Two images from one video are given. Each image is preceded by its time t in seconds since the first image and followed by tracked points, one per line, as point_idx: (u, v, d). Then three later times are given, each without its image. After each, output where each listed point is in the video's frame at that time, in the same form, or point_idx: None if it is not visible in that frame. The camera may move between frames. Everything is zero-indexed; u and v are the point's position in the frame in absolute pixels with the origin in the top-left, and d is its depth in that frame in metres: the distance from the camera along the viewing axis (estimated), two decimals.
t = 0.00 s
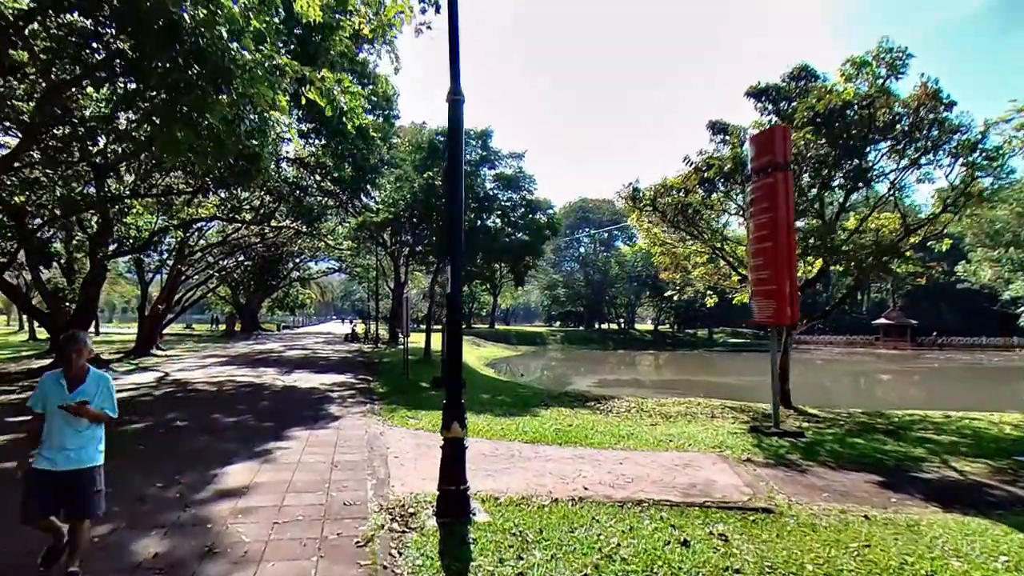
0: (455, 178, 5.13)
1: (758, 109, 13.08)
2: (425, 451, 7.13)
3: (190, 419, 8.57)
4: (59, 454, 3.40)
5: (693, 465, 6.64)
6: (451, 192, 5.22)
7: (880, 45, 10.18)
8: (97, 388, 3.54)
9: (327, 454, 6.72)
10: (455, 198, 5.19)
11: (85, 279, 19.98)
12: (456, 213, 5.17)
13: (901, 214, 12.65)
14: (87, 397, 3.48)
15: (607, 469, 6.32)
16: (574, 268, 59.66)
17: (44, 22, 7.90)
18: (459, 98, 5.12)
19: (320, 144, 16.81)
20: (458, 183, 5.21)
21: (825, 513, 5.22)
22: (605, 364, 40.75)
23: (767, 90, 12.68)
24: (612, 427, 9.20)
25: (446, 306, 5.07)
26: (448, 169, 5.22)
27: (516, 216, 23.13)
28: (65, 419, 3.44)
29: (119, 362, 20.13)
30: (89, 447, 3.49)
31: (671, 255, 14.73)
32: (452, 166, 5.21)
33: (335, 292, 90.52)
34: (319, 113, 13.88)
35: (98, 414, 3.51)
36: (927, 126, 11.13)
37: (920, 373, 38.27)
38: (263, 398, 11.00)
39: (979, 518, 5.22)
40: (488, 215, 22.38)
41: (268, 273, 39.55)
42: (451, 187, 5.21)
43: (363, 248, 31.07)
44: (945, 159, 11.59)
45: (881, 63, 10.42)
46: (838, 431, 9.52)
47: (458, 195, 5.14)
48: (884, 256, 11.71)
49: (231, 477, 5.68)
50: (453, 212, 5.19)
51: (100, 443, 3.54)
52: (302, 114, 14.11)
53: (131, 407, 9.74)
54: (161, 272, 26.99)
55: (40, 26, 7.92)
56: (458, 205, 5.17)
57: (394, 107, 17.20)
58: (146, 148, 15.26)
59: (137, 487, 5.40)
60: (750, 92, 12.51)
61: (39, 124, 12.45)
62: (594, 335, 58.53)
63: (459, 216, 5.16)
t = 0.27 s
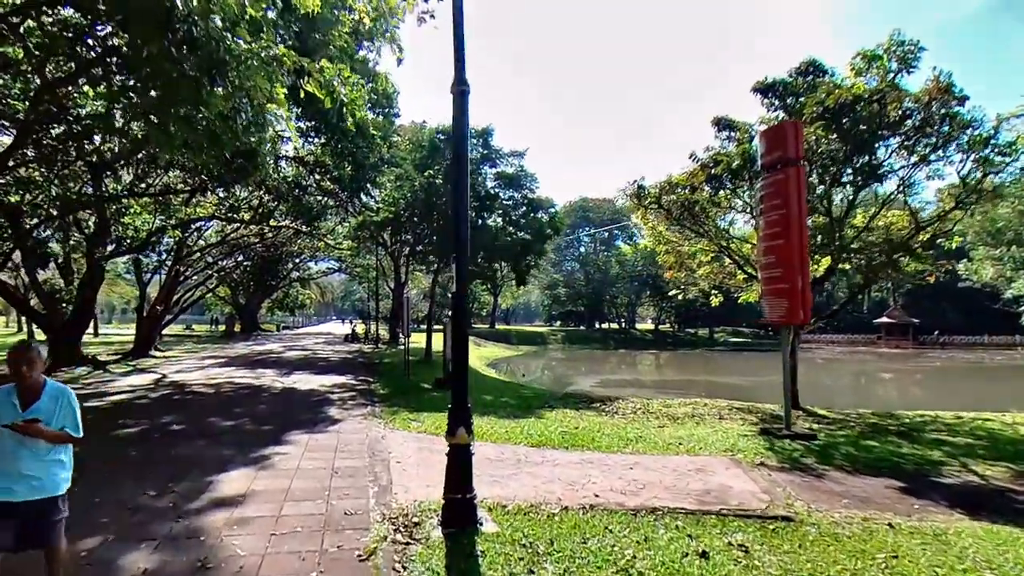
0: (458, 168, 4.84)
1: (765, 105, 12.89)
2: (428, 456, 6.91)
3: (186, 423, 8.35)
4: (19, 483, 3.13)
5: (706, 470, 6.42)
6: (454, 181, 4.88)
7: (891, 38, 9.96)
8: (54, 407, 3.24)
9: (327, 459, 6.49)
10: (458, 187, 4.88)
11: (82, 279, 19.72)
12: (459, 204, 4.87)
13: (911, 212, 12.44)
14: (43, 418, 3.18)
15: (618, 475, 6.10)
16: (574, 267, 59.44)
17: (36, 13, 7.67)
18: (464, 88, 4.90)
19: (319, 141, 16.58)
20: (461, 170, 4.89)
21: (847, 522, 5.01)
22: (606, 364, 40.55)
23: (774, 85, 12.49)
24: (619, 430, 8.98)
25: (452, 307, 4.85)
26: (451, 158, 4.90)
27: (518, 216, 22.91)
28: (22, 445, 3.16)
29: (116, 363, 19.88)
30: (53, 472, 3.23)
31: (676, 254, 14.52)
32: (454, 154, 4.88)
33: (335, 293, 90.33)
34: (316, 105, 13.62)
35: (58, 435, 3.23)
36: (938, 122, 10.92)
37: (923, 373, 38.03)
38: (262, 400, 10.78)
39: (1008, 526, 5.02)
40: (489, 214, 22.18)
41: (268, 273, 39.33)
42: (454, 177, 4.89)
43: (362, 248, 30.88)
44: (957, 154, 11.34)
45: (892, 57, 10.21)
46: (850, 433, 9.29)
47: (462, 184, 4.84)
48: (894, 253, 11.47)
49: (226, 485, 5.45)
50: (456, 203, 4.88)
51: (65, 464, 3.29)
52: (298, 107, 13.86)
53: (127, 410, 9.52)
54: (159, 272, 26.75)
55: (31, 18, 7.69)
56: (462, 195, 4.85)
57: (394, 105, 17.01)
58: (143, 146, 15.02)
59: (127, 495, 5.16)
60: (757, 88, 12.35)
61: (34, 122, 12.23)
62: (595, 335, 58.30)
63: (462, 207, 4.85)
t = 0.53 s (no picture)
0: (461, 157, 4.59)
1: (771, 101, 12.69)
2: (430, 461, 6.68)
3: (180, 426, 8.11)
4: None
5: (718, 475, 6.19)
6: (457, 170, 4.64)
7: (903, 30, 9.72)
8: None
9: (324, 464, 6.26)
10: (462, 177, 4.64)
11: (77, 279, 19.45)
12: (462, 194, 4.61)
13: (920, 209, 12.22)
14: None
15: (627, 481, 5.86)
16: (574, 267, 59.14)
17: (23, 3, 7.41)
18: (468, 75, 4.66)
19: (318, 138, 16.35)
20: (464, 158, 4.63)
21: (869, 531, 4.79)
22: (607, 364, 40.31)
23: (781, 81, 12.29)
24: (626, 432, 8.75)
25: (453, 305, 4.59)
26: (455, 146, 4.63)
27: (518, 214, 22.69)
28: None
29: (112, 365, 19.62)
30: None
31: (681, 252, 14.29)
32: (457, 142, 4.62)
33: (334, 293, 90.12)
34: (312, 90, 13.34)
35: None
36: (950, 117, 10.69)
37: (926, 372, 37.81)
38: (259, 402, 10.54)
39: None
40: (490, 213, 21.96)
41: (266, 273, 39.11)
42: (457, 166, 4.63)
43: (362, 247, 30.64)
44: (968, 148, 11.11)
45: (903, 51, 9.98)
46: (862, 436, 9.06)
47: (466, 173, 4.59)
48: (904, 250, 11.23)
49: (217, 493, 5.21)
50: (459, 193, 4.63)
51: None
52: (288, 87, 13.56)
53: (120, 412, 9.28)
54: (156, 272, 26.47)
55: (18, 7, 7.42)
56: (466, 185, 4.61)
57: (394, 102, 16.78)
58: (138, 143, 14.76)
59: (115, 505, 4.92)
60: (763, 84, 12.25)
61: (26, 118, 11.97)
62: (595, 334, 58.03)
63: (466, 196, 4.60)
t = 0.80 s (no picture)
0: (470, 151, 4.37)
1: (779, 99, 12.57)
2: (435, 466, 6.48)
3: (178, 430, 7.91)
4: None
5: (733, 482, 6.00)
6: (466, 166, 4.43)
7: (916, 24, 9.52)
8: None
9: (326, 470, 6.06)
10: (470, 171, 4.43)
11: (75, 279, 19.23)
12: (472, 189, 4.41)
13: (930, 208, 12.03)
14: None
15: (641, 489, 5.66)
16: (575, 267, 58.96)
17: None
18: (477, 66, 4.45)
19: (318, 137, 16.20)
20: (473, 153, 4.42)
21: (896, 541, 4.59)
22: (608, 364, 40.16)
23: (789, 79, 12.16)
24: (634, 436, 8.56)
25: (461, 308, 4.36)
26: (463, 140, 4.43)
27: (521, 213, 22.48)
28: None
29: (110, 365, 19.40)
30: None
31: (686, 252, 14.11)
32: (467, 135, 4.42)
33: (334, 293, 89.93)
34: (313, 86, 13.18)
35: None
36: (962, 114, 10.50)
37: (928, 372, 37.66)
38: (259, 404, 10.34)
39: None
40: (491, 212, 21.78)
41: (266, 273, 38.92)
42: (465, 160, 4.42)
43: (362, 247, 30.46)
44: (981, 145, 10.91)
45: (915, 46, 9.79)
46: (875, 439, 8.86)
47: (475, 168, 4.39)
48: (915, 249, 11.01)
49: (214, 502, 4.99)
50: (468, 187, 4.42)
51: None
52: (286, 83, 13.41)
53: (117, 415, 9.08)
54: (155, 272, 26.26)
55: None
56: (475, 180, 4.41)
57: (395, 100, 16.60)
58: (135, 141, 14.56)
59: (109, 514, 4.71)
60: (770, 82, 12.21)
61: (21, 115, 11.76)
62: (596, 334, 57.86)
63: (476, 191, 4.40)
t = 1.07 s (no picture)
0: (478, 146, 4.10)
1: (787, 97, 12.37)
2: (439, 476, 6.24)
3: (173, 436, 7.67)
4: None
5: (750, 492, 5.76)
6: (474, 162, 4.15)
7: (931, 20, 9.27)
8: None
9: (326, 480, 5.82)
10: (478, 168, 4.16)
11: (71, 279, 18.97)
12: (480, 187, 4.14)
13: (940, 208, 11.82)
14: None
15: (654, 500, 5.42)
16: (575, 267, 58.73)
17: None
18: (485, 58, 4.18)
19: (318, 135, 15.99)
20: (481, 149, 4.15)
21: (927, 558, 4.35)
22: (608, 364, 39.96)
23: (798, 76, 11.95)
24: (643, 442, 8.32)
25: (469, 314, 4.11)
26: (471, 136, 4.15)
27: (522, 212, 22.24)
28: None
29: (107, 367, 19.15)
30: None
31: (692, 252, 13.89)
32: (475, 130, 4.15)
33: (333, 293, 89.68)
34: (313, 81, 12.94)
35: None
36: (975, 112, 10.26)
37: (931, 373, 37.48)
38: (257, 408, 10.10)
39: None
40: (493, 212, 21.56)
41: (265, 273, 38.66)
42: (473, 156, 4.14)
43: (361, 247, 30.23)
44: (995, 143, 10.67)
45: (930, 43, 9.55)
46: (890, 445, 8.62)
47: (484, 164, 4.12)
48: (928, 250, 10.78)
49: (207, 516, 4.75)
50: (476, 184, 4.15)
51: None
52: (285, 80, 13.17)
53: (111, 421, 8.84)
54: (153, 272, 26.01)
55: None
56: (485, 177, 4.14)
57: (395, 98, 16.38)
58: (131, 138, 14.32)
59: (96, 530, 4.47)
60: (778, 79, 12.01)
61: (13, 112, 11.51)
62: (596, 334, 57.65)
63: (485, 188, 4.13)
